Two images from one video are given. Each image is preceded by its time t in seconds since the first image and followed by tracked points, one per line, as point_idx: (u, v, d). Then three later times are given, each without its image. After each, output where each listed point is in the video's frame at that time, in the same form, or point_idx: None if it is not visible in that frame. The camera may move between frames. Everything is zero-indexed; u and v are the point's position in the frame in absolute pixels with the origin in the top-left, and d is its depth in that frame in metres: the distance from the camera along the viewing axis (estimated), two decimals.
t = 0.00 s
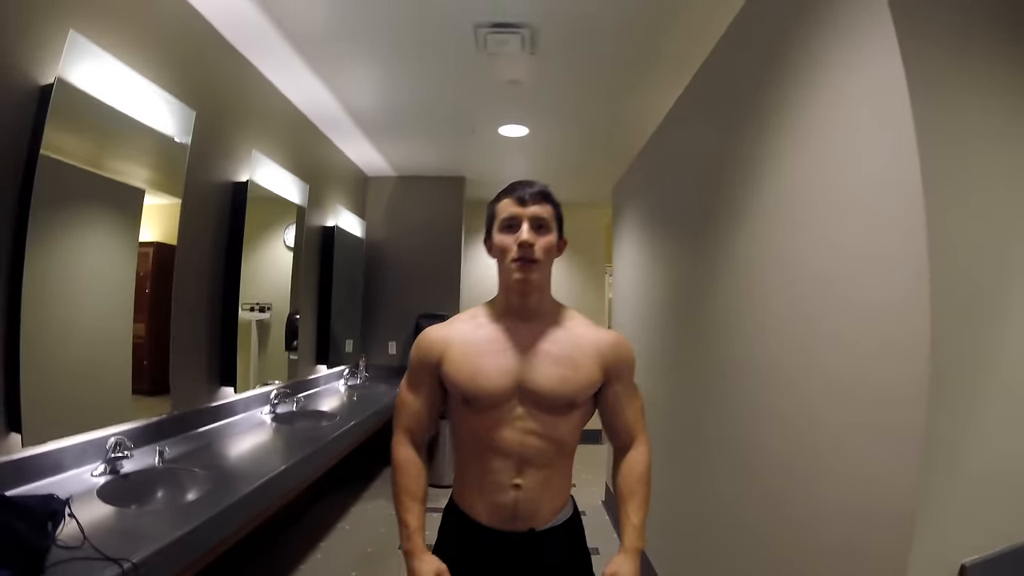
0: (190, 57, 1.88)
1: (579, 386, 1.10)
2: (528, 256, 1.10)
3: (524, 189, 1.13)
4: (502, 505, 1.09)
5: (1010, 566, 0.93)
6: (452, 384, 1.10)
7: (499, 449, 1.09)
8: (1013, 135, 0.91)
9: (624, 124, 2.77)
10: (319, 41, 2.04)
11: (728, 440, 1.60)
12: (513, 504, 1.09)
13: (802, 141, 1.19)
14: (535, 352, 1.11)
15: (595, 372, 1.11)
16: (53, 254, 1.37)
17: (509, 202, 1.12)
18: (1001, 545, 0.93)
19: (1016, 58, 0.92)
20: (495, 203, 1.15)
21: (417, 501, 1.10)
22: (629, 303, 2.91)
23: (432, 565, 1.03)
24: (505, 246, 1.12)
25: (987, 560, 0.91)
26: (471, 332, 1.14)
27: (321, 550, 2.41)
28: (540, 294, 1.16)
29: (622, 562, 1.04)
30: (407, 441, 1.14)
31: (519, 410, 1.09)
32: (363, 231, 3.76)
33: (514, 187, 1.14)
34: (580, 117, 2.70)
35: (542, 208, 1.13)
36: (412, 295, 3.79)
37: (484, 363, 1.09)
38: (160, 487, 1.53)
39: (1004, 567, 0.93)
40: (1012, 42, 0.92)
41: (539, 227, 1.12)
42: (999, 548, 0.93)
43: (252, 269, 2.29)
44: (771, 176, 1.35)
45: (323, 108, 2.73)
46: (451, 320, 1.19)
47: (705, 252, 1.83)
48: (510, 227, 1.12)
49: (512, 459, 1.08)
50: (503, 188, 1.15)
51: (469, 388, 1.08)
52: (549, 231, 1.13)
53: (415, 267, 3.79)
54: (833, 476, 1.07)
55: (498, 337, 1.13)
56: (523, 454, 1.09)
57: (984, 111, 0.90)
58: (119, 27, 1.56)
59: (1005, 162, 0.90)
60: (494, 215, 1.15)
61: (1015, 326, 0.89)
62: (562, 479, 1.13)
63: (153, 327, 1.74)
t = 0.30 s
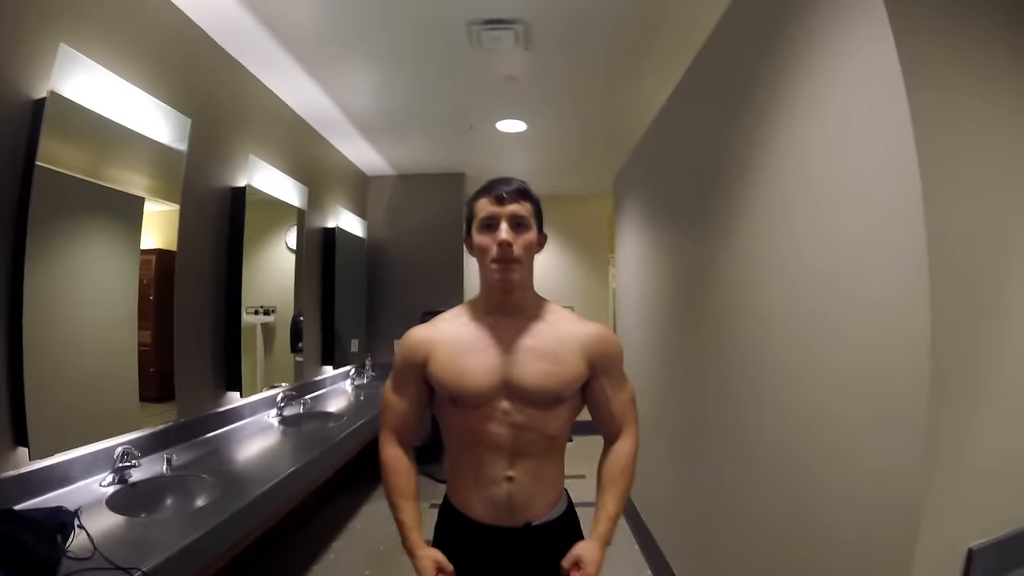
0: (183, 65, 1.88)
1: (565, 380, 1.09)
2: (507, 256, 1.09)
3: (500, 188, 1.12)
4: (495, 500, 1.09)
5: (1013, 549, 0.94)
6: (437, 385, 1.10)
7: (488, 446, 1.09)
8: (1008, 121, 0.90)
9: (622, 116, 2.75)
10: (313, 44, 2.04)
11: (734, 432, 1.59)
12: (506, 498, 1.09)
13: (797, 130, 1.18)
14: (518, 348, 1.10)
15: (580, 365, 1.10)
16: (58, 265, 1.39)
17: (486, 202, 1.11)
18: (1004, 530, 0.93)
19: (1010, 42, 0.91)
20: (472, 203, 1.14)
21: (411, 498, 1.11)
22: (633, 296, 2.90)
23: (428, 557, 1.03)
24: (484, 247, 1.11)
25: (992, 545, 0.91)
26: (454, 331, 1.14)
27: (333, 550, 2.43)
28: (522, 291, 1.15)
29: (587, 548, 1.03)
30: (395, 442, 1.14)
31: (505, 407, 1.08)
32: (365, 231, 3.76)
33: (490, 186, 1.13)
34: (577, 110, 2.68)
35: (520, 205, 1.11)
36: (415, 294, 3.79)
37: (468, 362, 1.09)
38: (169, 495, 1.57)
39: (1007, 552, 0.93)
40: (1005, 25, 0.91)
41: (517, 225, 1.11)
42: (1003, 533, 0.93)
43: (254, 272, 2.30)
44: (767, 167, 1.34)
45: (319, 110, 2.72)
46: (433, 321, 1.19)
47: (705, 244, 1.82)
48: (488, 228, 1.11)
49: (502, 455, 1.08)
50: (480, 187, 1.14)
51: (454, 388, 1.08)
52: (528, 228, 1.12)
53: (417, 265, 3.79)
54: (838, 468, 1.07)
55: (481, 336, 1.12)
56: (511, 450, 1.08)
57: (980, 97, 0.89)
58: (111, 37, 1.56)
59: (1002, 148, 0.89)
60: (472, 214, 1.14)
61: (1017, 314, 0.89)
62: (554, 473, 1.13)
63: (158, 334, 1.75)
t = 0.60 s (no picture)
0: (185, 62, 1.87)
1: (561, 382, 1.07)
2: (502, 257, 1.07)
3: (495, 189, 1.10)
4: (491, 500, 1.08)
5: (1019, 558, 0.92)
6: (433, 386, 1.09)
7: (483, 447, 1.08)
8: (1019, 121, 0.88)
9: (626, 114, 2.73)
10: (315, 41, 2.03)
11: (737, 433, 1.58)
12: (502, 498, 1.08)
13: (804, 129, 1.16)
14: (514, 350, 1.09)
15: (576, 366, 1.09)
16: (61, 264, 1.38)
17: (481, 204, 1.09)
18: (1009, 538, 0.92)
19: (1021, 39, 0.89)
20: (467, 205, 1.13)
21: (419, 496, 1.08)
22: (636, 294, 2.89)
23: (444, 548, 1.02)
24: (478, 249, 1.09)
25: (996, 552, 0.89)
26: (449, 333, 1.13)
27: (333, 548, 2.43)
28: (518, 292, 1.14)
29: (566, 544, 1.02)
30: (394, 445, 1.11)
31: (500, 408, 1.07)
32: (367, 228, 3.75)
33: (484, 188, 1.11)
34: (581, 108, 2.66)
35: (515, 207, 1.10)
36: (418, 291, 3.78)
37: (463, 364, 1.08)
38: (168, 493, 1.58)
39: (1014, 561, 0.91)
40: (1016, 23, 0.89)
41: (512, 227, 1.09)
42: (1008, 541, 0.91)
43: (256, 270, 2.30)
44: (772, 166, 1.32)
45: (322, 107, 2.71)
46: (429, 322, 1.17)
47: (709, 244, 1.80)
48: (483, 230, 1.09)
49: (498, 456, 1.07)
50: (475, 188, 1.12)
51: (450, 389, 1.07)
52: (523, 230, 1.10)
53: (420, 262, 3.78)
54: (842, 473, 1.05)
55: (476, 338, 1.11)
56: (507, 451, 1.08)
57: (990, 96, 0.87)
58: (111, 33, 1.55)
59: (1012, 148, 0.87)
60: (466, 217, 1.13)
61: None
62: (550, 473, 1.12)
63: (161, 331, 1.75)
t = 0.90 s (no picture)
0: (182, 60, 1.87)
1: (561, 379, 1.07)
2: (502, 254, 1.07)
3: (495, 186, 1.09)
4: (492, 496, 1.08)
5: None
6: (434, 384, 1.08)
7: (484, 444, 1.08)
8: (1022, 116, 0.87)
9: (625, 111, 2.72)
10: (314, 39, 2.02)
11: (737, 431, 1.57)
12: (503, 494, 1.08)
13: (806, 125, 1.15)
14: (515, 347, 1.08)
15: (577, 363, 1.08)
16: (60, 265, 1.38)
17: (480, 200, 1.09)
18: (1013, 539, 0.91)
19: None
20: (466, 201, 1.12)
21: (424, 492, 1.06)
22: (636, 293, 2.88)
23: (453, 541, 1.00)
24: (478, 246, 1.09)
25: (1000, 555, 0.89)
26: (450, 331, 1.12)
27: (333, 547, 2.42)
28: (518, 289, 1.14)
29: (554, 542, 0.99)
30: (396, 443, 1.10)
31: (501, 405, 1.07)
32: (367, 227, 3.75)
33: (483, 184, 1.10)
34: (580, 105, 2.65)
35: (515, 204, 1.09)
36: (418, 290, 3.78)
37: (464, 361, 1.07)
38: (167, 491, 1.58)
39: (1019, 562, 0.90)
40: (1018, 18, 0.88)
41: (512, 224, 1.08)
42: (1012, 543, 0.91)
43: (256, 269, 2.29)
44: (773, 161, 1.31)
45: (321, 106, 2.71)
46: (429, 320, 1.17)
47: (709, 241, 1.80)
48: (482, 227, 1.08)
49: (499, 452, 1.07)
50: (474, 184, 1.11)
51: (450, 386, 1.07)
52: (523, 226, 1.10)
53: (420, 261, 3.78)
54: (844, 470, 1.05)
55: (477, 335, 1.10)
56: (508, 448, 1.07)
57: (992, 92, 0.86)
58: (108, 32, 1.55)
59: (1016, 143, 0.86)
60: (466, 213, 1.12)
61: None
62: (550, 470, 1.12)
63: (161, 331, 1.74)
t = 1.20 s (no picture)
0: (180, 61, 1.86)
1: (565, 377, 1.07)
2: (506, 253, 1.07)
3: (498, 185, 1.09)
4: (495, 494, 1.08)
5: None
6: (438, 381, 1.08)
7: (487, 442, 1.08)
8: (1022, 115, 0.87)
9: (623, 110, 2.72)
10: (312, 39, 2.02)
11: (738, 430, 1.58)
12: (505, 492, 1.08)
13: (807, 123, 1.15)
14: (518, 345, 1.09)
15: (580, 361, 1.08)
16: (60, 267, 1.38)
17: (483, 199, 1.08)
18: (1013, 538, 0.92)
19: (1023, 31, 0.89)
20: (468, 200, 1.12)
21: (429, 488, 1.06)
22: (635, 292, 2.88)
23: (461, 532, 1.00)
24: (481, 245, 1.09)
25: (1001, 553, 0.89)
26: (453, 329, 1.12)
27: (334, 548, 2.43)
28: (521, 288, 1.14)
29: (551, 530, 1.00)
30: (399, 440, 1.09)
31: (504, 403, 1.07)
32: (366, 227, 3.74)
33: (486, 183, 1.10)
34: (579, 104, 2.65)
35: (518, 203, 1.09)
36: (417, 290, 3.78)
37: (467, 359, 1.07)
38: (169, 492, 1.59)
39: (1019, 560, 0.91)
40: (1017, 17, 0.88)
41: (514, 223, 1.08)
42: (1013, 542, 0.91)
43: (255, 270, 2.29)
44: (773, 160, 1.31)
45: (319, 105, 2.70)
46: (432, 318, 1.17)
47: (709, 240, 1.80)
48: (485, 226, 1.08)
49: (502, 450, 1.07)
50: (477, 183, 1.11)
51: (454, 384, 1.07)
52: (526, 225, 1.10)
53: (419, 261, 3.78)
54: (845, 467, 1.05)
55: (480, 333, 1.11)
56: (511, 446, 1.07)
57: (992, 91, 0.86)
58: (105, 34, 1.54)
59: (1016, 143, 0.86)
60: (468, 211, 1.12)
61: None
62: (553, 468, 1.12)
63: (161, 333, 1.74)
